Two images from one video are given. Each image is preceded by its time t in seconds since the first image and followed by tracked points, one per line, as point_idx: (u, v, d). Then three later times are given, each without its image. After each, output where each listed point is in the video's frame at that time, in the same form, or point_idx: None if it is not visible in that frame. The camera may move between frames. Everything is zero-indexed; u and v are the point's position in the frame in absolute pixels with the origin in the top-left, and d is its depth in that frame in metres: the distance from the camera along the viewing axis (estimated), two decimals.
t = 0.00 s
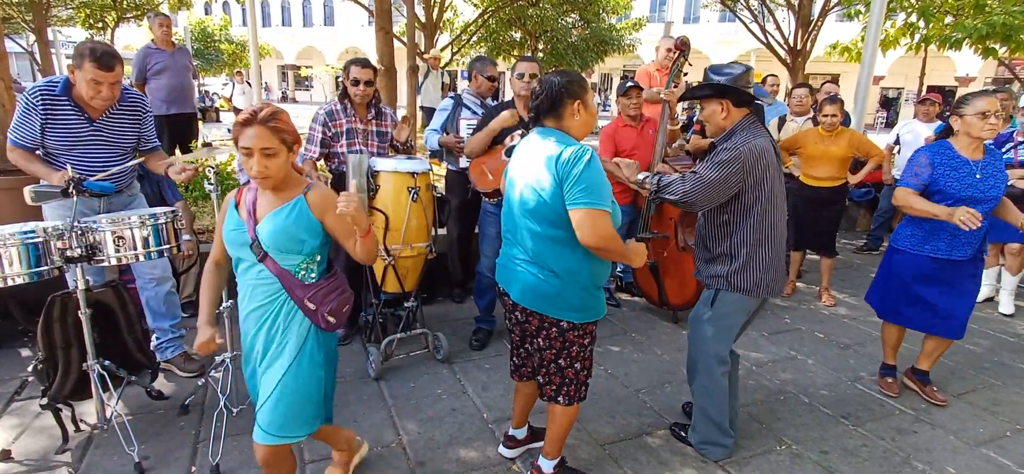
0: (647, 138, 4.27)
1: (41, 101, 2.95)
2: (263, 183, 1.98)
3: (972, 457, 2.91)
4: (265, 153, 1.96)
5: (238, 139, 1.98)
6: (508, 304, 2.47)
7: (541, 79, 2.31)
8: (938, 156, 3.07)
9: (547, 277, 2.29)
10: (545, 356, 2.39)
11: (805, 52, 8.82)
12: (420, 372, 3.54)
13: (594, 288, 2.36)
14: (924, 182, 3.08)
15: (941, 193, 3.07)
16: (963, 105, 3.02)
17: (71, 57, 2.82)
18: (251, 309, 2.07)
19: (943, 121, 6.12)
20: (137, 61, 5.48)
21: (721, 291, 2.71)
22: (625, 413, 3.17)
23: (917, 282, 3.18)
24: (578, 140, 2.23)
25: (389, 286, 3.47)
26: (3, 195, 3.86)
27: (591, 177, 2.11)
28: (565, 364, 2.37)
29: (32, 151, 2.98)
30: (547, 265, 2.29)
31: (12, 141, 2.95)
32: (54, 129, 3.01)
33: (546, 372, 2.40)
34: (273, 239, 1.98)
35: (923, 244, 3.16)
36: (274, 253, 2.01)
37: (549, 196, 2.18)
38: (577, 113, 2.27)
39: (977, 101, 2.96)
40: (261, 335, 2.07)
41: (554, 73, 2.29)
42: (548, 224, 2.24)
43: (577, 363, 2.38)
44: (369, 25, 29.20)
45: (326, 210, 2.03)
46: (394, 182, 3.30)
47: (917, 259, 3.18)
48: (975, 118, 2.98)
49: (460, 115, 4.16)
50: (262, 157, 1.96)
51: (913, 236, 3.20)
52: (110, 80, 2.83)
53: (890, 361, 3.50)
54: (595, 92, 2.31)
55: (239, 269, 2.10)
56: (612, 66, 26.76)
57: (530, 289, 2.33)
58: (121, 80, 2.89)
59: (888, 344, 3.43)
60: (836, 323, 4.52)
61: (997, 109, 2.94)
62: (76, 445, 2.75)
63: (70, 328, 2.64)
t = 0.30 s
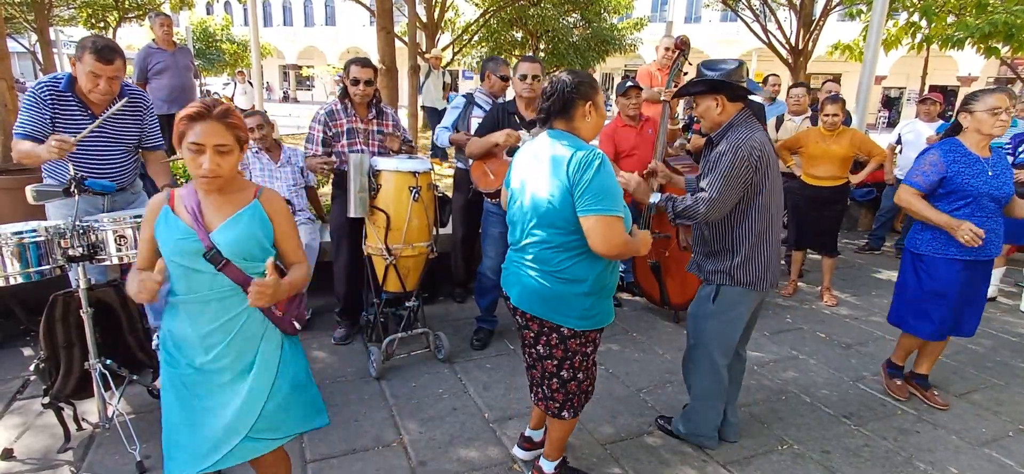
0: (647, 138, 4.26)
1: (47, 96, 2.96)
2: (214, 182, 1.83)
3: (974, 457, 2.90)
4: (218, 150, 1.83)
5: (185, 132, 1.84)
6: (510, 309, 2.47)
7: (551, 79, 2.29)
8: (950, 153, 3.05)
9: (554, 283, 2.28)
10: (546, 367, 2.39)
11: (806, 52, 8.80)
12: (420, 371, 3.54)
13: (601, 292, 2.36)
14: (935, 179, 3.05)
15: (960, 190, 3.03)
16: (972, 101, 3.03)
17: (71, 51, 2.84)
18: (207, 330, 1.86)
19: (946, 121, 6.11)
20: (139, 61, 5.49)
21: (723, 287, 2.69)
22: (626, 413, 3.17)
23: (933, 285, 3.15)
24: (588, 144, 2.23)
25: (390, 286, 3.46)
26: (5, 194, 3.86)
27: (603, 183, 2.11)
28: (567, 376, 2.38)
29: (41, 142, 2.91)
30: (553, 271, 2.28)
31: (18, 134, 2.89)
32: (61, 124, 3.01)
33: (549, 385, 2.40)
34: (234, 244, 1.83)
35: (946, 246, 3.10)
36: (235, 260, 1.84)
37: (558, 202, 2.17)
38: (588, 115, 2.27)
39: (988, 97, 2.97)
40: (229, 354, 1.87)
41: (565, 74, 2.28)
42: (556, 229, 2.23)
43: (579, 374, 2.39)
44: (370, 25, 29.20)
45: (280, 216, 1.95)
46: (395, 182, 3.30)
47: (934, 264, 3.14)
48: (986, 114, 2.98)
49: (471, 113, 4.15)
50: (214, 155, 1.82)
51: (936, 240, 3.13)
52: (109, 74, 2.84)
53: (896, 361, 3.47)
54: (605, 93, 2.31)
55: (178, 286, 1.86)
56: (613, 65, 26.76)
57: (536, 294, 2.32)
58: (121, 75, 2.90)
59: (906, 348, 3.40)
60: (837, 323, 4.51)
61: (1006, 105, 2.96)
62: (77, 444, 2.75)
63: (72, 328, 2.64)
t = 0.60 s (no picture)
0: (646, 138, 4.27)
1: (49, 96, 2.96)
2: (170, 191, 1.73)
3: (975, 456, 2.90)
4: (171, 154, 1.73)
5: (132, 139, 1.69)
6: (517, 314, 2.46)
7: (553, 85, 2.30)
8: (956, 155, 3.02)
9: (558, 287, 2.29)
10: (560, 372, 2.38)
11: (808, 52, 8.78)
12: (421, 371, 3.54)
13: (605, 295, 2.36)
14: (942, 181, 3.02)
15: (966, 194, 3.03)
16: (975, 103, 3.01)
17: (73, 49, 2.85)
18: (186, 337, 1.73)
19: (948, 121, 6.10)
20: (140, 60, 5.50)
21: (706, 286, 2.72)
22: (627, 412, 3.17)
23: (943, 290, 3.13)
24: (586, 149, 2.22)
25: (391, 285, 3.45)
26: (6, 194, 3.87)
27: (599, 190, 2.09)
28: (580, 377, 2.38)
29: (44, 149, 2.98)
30: (557, 276, 2.29)
31: (23, 138, 2.95)
32: (63, 124, 3.02)
33: (562, 389, 2.39)
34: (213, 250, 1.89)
35: (950, 252, 3.08)
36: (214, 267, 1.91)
37: (558, 208, 2.17)
38: (590, 120, 2.27)
39: (989, 98, 2.96)
40: (203, 357, 1.79)
41: (567, 79, 2.28)
42: (558, 235, 2.23)
43: (591, 374, 2.40)
44: (371, 25, 29.21)
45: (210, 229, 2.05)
46: (396, 181, 3.30)
47: (938, 270, 3.13)
48: (989, 116, 2.97)
49: (480, 112, 4.16)
50: (167, 160, 1.72)
51: (939, 243, 3.10)
52: (109, 72, 2.84)
53: (908, 380, 3.33)
54: (606, 98, 2.31)
55: (142, 294, 1.64)
56: (614, 65, 26.77)
57: (541, 299, 2.32)
58: (122, 72, 2.89)
59: (908, 356, 3.31)
60: (839, 323, 4.51)
61: (1009, 106, 2.96)
62: (80, 443, 2.76)
63: (74, 327, 2.65)
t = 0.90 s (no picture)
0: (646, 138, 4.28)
1: (53, 95, 2.98)
2: (172, 187, 1.69)
3: (978, 457, 2.90)
4: (181, 151, 1.69)
5: (140, 136, 1.60)
6: (518, 311, 2.46)
7: (549, 81, 2.30)
8: (972, 159, 2.98)
9: (562, 285, 2.28)
10: (556, 368, 2.39)
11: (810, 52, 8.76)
12: (423, 371, 3.54)
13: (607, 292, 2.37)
14: (971, 188, 2.95)
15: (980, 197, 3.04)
16: (968, 105, 3.02)
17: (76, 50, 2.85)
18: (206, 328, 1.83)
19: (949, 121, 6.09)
20: (141, 61, 5.50)
21: (692, 269, 2.85)
22: (629, 413, 3.17)
23: (948, 292, 3.12)
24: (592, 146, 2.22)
25: (392, 285, 3.45)
26: (9, 194, 3.87)
27: (612, 187, 2.12)
28: (576, 375, 2.38)
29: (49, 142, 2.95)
30: (562, 273, 2.28)
31: (28, 134, 2.92)
32: (67, 123, 3.03)
33: (558, 385, 2.40)
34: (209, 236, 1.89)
35: (963, 255, 3.08)
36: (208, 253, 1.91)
37: (565, 205, 2.17)
38: (586, 115, 2.27)
39: (982, 100, 2.98)
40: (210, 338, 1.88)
41: (563, 75, 2.28)
42: (564, 232, 2.22)
43: (587, 373, 2.40)
44: (372, 25, 29.22)
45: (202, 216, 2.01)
46: (398, 181, 3.31)
47: (948, 273, 3.11)
48: (984, 118, 2.99)
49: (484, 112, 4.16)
50: (179, 155, 1.68)
51: (952, 247, 3.08)
52: (116, 69, 2.85)
53: (909, 381, 3.31)
54: (603, 94, 2.31)
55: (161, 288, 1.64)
56: (615, 65, 26.77)
57: (545, 296, 2.31)
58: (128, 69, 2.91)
59: (904, 359, 3.32)
60: (840, 323, 4.51)
61: (1003, 107, 2.97)
62: (82, 443, 2.76)
63: (76, 328, 2.65)
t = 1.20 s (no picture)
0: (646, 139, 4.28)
1: (56, 97, 2.97)
2: (227, 190, 1.76)
3: (980, 458, 2.90)
4: (234, 156, 1.74)
5: (198, 144, 1.65)
6: (512, 307, 2.45)
7: (536, 81, 2.31)
8: (972, 160, 2.99)
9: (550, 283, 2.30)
10: (556, 361, 2.38)
11: (811, 52, 8.76)
12: (424, 371, 3.55)
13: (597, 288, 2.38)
14: (966, 187, 2.97)
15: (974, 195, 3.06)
16: (967, 105, 3.03)
17: (78, 50, 2.87)
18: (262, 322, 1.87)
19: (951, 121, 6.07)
20: (144, 62, 5.50)
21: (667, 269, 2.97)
22: (630, 413, 3.17)
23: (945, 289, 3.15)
24: (577, 145, 2.22)
25: (393, 285, 3.46)
26: (12, 195, 3.88)
27: (595, 187, 2.11)
28: (576, 367, 2.38)
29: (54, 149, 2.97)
30: (550, 270, 2.30)
31: (32, 141, 2.93)
32: (72, 124, 3.03)
33: (558, 378, 2.39)
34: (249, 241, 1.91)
35: (958, 253, 3.11)
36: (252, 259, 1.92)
37: (550, 203, 2.19)
38: (573, 114, 2.29)
39: (981, 99, 2.98)
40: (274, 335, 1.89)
41: (550, 75, 2.29)
42: (551, 229, 2.24)
43: (586, 364, 2.41)
44: (374, 26, 29.23)
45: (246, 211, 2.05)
46: (400, 182, 3.31)
47: (947, 271, 3.13)
48: (983, 117, 2.99)
49: (476, 114, 4.19)
50: (231, 162, 1.73)
51: (949, 246, 3.10)
52: (126, 58, 2.90)
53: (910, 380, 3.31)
54: (590, 92, 2.32)
55: (212, 285, 1.68)
56: (617, 66, 26.80)
57: (534, 293, 2.33)
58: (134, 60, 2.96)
59: (909, 355, 3.32)
60: (842, 324, 4.51)
61: (1001, 107, 2.97)
62: (85, 443, 2.77)
63: (79, 328, 2.66)
